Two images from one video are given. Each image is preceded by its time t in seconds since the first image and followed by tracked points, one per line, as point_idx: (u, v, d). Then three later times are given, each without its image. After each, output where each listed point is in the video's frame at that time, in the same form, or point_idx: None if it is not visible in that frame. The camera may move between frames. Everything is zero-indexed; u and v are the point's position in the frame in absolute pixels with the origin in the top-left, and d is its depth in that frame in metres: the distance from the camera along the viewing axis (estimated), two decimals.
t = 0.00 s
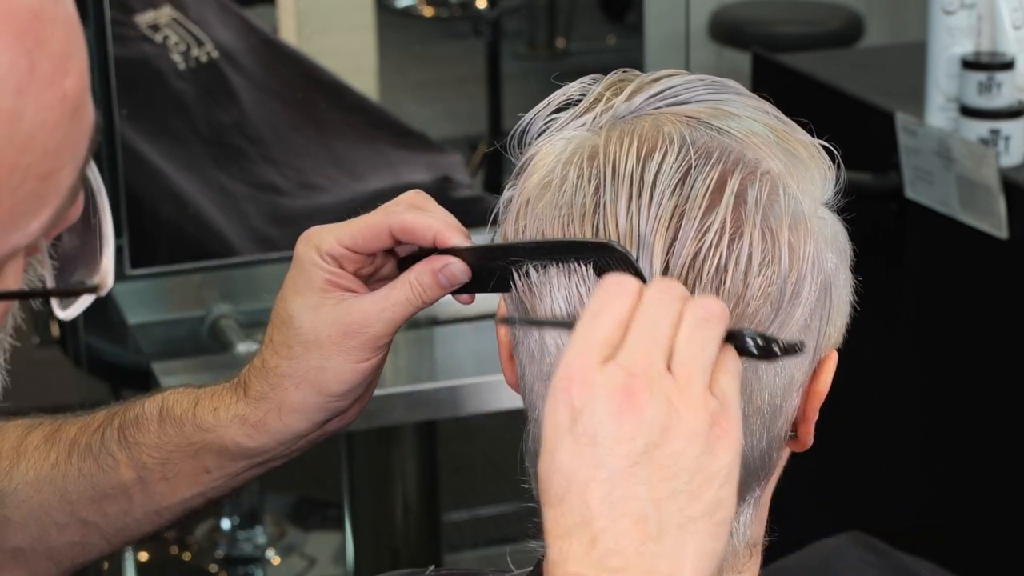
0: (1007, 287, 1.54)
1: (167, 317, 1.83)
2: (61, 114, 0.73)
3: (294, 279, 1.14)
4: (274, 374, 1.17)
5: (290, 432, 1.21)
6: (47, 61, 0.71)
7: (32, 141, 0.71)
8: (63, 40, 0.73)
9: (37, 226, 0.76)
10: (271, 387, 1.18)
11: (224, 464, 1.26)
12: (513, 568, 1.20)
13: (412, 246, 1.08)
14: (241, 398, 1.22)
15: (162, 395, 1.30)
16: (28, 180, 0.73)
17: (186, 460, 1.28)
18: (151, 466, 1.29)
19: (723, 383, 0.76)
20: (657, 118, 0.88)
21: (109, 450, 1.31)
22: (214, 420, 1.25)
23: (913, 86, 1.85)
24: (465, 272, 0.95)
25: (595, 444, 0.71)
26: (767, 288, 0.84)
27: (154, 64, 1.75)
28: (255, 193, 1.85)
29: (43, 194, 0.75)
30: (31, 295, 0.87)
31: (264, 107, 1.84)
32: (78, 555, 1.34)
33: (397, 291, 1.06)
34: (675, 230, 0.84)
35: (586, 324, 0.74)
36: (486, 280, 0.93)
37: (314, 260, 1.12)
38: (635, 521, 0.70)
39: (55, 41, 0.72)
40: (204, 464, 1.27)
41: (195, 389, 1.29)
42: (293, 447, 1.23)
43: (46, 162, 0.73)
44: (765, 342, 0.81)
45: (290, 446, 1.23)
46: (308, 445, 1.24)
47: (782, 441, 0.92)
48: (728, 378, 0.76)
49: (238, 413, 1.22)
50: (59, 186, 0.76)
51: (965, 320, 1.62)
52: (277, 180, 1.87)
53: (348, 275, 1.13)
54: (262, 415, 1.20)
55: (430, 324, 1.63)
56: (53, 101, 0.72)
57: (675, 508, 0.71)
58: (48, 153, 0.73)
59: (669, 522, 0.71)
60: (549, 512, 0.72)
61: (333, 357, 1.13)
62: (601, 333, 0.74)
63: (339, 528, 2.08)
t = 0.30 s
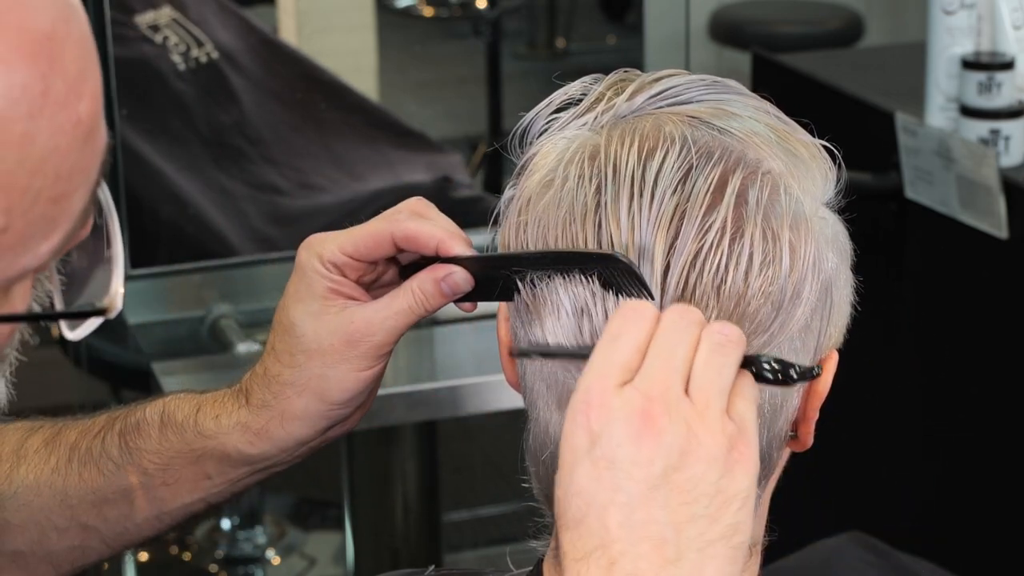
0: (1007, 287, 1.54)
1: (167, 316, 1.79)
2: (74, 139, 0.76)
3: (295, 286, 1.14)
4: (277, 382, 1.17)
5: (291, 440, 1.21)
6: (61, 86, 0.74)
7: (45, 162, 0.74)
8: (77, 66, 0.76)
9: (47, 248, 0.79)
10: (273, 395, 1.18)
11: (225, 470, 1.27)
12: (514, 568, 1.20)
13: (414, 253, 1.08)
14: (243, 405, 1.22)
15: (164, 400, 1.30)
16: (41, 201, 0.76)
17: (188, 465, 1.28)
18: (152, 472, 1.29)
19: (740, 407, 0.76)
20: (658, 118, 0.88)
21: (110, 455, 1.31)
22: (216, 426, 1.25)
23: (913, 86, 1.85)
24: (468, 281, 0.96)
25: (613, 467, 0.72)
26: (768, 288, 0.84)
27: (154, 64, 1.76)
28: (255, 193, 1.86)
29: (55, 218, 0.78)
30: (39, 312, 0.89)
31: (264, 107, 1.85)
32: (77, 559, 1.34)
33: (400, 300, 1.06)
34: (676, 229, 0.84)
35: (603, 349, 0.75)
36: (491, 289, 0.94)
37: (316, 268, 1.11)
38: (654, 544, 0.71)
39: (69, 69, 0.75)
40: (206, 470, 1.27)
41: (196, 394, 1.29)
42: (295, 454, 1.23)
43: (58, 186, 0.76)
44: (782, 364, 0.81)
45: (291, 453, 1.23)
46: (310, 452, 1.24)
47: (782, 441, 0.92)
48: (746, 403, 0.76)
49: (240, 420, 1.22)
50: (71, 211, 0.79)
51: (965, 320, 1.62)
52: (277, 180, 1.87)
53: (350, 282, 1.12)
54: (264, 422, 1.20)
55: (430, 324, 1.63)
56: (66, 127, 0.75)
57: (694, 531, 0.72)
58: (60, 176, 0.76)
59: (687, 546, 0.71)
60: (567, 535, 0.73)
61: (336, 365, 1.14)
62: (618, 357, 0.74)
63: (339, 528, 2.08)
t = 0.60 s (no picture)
0: (1007, 287, 1.54)
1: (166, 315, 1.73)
2: (89, 161, 0.71)
3: (293, 308, 1.13)
4: (282, 408, 1.17)
5: (296, 459, 1.21)
6: (77, 107, 0.69)
7: (59, 186, 0.69)
8: (94, 85, 0.71)
9: (60, 270, 0.73)
10: (277, 417, 1.18)
11: (230, 485, 1.27)
12: (515, 567, 1.20)
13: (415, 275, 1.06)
14: (247, 426, 1.22)
15: (167, 416, 1.29)
16: (53, 226, 0.70)
17: (191, 481, 1.28)
18: (155, 487, 1.29)
19: (771, 433, 0.77)
20: (659, 118, 0.88)
21: (112, 468, 1.30)
22: (220, 446, 1.25)
23: (913, 86, 1.85)
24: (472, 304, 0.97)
25: (649, 491, 0.72)
26: (768, 288, 0.84)
27: (154, 64, 1.89)
28: (255, 193, 1.93)
29: (68, 242, 0.72)
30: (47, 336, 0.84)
31: (263, 108, 1.98)
32: (76, 568, 1.33)
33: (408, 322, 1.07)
34: (677, 230, 0.84)
35: (638, 372, 0.75)
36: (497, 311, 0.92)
37: (315, 293, 1.10)
38: (690, 568, 0.71)
39: (85, 87, 0.70)
40: (209, 485, 1.28)
41: (198, 410, 1.29)
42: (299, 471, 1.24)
43: (72, 210, 0.71)
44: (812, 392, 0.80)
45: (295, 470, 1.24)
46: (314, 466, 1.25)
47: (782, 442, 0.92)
48: (777, 430, 0.78)
49: (244, 441, 1.23)
50: (84, 234, 0.73)
51: (965, 320, 1.63)
52: (277, 180, 1.95)
53: (350, 302, 1.12)
54: (269, 444, 1.21)
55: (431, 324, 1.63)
56: (81, 150, 0.70)
57: (729, 556, 0.73)
58: (75, 199, 0.71)
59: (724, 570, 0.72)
60: (600, 558, 0.72)
61: (340, 389, 1.14)
62: (652, 379, 0.75)
63: (339, 528, 2.08)
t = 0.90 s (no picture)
0: (1007, 287, 1.54)
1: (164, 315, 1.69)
2: (102, 178, 0.70)
3: (282, 367, 1.10)
4: (273, 452, 1.18)
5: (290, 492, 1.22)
6: (92, 125, 0.68)
7: (73, 205, 0.68)
8: (109, 102, 0.69)
9: (71, 285, 0.73)
10: (271, 461, 1.19)
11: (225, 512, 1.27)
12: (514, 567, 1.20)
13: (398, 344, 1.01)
14: (242, 462, 1.22)
15: (165, 440, 1.27)
16: (65, 243, 0.69)
17: (186, 507, 1.26)
18: (151, 512, 1.27)
19: (749, 360, 0.73)
20: (658, 118, 0.88)
21: (106, 489, 1.27)
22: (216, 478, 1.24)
23: (913, 86, 1.85)
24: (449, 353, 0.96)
25: (629, 428, 0.68)
26: (767, 286, 0.84)
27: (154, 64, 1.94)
28: (255, 193, 1.97)
29: (80, 258, 0.72)
30: (58, 348, 0.84)
31: (263, 107, 2.05)
32: None
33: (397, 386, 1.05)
34: (675, 228, 0.84)
35: (610, 311, 0.71)
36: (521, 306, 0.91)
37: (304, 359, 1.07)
38: (677, 503, 0.67)
39: (101, 105, 0.68)
40: (204, 512, 1.27)
41: (195, 436, 1.27)
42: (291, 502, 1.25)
43: (85, 226, 0.70)
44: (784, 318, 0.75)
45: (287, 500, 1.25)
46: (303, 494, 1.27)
47: (782, 441, 0.92)
48: (754, 357, 0.73)
49: (239, 477, 1.23)
50: (95, 250, 0.73)
51: (965, 320, 1.62)
52: (276, 180, 2.00)
53: (338, 365, 1.07)
54: (262, 480, 1.22)
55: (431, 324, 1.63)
56: (94, 167, 0.69)
57: (714, 488, 0.68)
58: (89, 216, 0.70)
59: (710, 502, 0.68)
60: (585, 498, 0.69)
61: (326, 446, 1.14)
62: (625, 318, 0.70)
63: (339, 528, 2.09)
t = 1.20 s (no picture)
0: (1007, 287, 1.54)
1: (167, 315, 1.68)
2: (125, 205, 0.71)
3: (295, 298, 1.15)
4: (283, 392, 1.18)
5: (303, 447, 1.21)
6: (118, 153, 0.70)
7: (99, 233, 0.70)
8: (135, 130, 0.71)
9: (93, 309, 0.75)
10: (280, 403, 1.18)
11: (232, 477, 1.27)
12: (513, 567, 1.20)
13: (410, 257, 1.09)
14: (250, 414, 1.22)
15: (169, 408, 1.29)
16: (91, 272, 0.71)
17: (193, 474, 1.28)
18: (156, 478, 1.29)
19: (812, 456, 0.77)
20: (658, 118, 0.88)
21: (113, 461, 1.30)
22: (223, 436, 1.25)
23: (912, 85, 1.85)
24: (463, 282, 1.00)
25: (707, 515, 0.70)
26: (767, 288, 0.84)
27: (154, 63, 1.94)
28: (255, 192, 1.97)
29: (104, 281, 0.73)
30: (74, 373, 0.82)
31: (263, 107, 2.04)
32: (77, 562, 1.34)
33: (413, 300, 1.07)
34: (675, 230, 0.83)
35: (683, 392, 0.74)
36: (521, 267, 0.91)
37: (312, 278, 1.12)
38: None
39: (127, 134, 0.70)
40: (210, 478, 1.28)
41: (200, 403, 1.29)
42: (301, 464, 1.25)
43: (110, 251, 0.72)
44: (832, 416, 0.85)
45: (298, 466, 1.25)
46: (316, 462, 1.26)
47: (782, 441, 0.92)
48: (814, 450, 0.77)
49: (247, 430, 1.22)
50: (120, 272, 0.75)
51: (965, 320, 1.62)
52: (276, 180, 2.00)
53: (351, 289, 1.13)
54: (269, 430, 1.21)
55: (431, 324, 1.63)
56: (117, 195, 0.70)
57: None
58: (114, 240, 0.72)
59: None
60: None
61: (341, 372, 1.14)
62: (700, 403, 0.73)
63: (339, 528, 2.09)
